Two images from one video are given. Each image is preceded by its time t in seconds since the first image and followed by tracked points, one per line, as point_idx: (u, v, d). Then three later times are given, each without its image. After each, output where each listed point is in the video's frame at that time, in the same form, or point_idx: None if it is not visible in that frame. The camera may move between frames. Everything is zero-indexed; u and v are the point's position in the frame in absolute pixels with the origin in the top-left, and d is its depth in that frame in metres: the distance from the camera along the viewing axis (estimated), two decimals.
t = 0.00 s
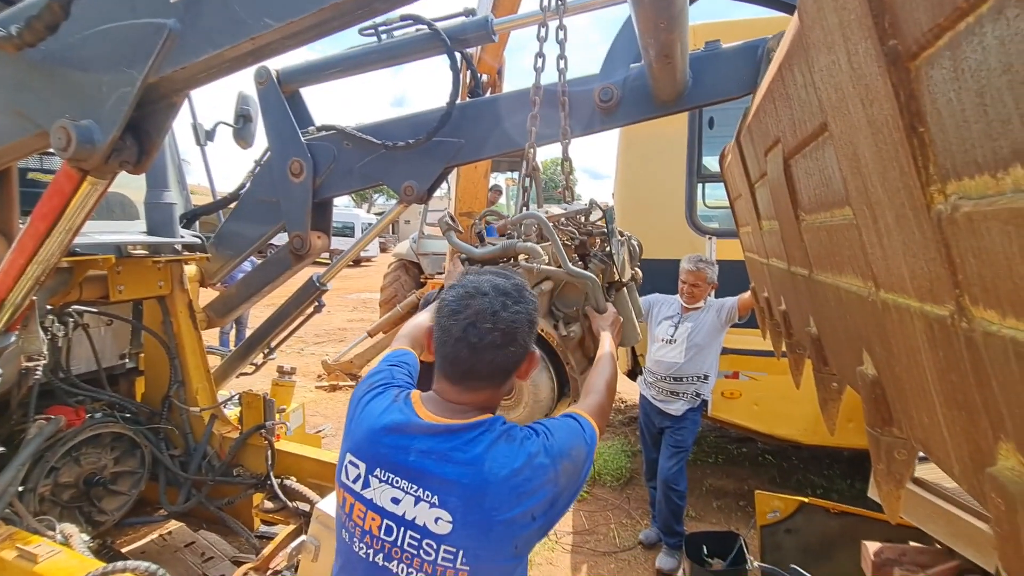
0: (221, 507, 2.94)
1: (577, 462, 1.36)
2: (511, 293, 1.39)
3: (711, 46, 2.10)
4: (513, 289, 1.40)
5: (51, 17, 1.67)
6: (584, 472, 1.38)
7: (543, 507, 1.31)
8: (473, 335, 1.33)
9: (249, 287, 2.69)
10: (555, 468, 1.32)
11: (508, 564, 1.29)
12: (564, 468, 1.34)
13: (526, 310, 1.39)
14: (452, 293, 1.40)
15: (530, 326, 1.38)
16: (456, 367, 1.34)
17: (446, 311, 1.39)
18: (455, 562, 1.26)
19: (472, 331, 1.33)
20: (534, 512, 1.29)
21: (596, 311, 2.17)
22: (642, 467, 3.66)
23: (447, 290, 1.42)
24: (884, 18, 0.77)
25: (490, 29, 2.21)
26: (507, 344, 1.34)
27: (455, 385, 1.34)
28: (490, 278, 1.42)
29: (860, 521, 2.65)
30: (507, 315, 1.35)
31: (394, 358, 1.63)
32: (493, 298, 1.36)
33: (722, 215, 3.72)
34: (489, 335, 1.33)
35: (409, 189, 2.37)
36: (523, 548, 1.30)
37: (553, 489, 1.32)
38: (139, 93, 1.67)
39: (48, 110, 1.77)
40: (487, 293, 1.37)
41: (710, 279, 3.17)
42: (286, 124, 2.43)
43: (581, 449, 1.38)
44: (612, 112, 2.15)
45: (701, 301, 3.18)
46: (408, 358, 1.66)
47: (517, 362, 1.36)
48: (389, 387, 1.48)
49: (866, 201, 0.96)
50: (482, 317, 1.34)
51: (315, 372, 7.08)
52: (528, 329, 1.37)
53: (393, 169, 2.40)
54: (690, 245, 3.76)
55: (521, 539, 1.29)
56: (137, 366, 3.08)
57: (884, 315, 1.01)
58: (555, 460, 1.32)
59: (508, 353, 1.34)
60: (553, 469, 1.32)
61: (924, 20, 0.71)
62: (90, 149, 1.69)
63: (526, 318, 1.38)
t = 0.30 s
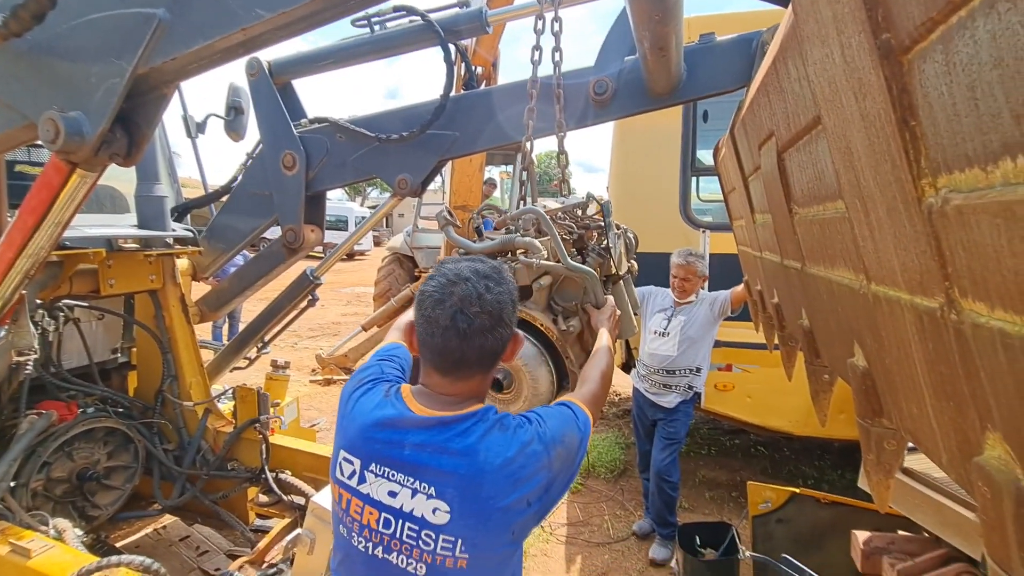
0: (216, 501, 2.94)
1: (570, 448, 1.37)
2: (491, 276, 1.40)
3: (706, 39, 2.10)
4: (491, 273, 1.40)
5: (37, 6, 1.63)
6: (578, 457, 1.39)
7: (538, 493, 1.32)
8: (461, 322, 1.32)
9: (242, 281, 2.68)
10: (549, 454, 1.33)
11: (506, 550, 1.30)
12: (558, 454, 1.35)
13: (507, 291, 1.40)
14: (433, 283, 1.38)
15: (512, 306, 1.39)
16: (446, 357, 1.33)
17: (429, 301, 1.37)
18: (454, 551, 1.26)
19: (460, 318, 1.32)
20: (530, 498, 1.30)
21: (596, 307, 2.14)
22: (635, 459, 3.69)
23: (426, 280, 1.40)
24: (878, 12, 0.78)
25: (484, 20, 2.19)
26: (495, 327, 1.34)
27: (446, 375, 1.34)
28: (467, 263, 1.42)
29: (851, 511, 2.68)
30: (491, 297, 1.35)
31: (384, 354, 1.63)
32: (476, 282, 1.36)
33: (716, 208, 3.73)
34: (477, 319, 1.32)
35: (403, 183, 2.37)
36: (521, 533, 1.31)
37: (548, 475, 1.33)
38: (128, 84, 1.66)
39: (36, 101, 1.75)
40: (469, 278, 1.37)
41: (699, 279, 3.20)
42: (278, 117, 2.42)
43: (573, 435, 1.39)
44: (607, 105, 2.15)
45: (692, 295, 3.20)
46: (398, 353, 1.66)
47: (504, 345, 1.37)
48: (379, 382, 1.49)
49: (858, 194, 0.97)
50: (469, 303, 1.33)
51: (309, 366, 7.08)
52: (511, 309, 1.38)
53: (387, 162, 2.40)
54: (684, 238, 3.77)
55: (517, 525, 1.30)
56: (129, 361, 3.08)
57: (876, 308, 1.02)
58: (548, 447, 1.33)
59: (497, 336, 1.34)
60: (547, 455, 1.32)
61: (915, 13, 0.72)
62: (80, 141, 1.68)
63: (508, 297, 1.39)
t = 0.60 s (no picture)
0: (213, 496, 2.95)
1: (558, 434, 1.38)
2: (467, 267, 1.40)
3: (702, 34, 2.11)
4: (469, 264, 1.41)
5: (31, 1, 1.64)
6: (567, 443, 1.40)
7: (528, 479, 1.33)
8: (439, 314, 1.33)
9: (237, 277, 2.68)
10: (536, 439, 1.34)
11: (498, 535, 1.31)
12: (546, 440, 1.36)
13: (484, 280, 1.40)
14: (410, 278, 1.39)
15: (491, 296, 1.39)
16: (427, 350, 1.33)
17: (407, 296, 1.37)
18: (447, 538, 1.27)
19: (437, 310, 1.33)
20: (520, 483, 1.31)
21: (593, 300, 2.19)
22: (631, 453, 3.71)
23: (404, 275, 1.41)
24: (872, 9, 0.78)
25: (480, 15, 2.18)
26: (474, 316, 1.34)
27: (429, 367, 1.34)
28: (442, 256, 1.42)
29: (844, 503, 2.70)
30: (467, 289, 1.36)
31: (374, 350, 1.64)
32: (451, 274, 1.36)
33: (712, 203, 3.74)
34: (455, 310, 1.33)
35: (399, 178, 2.36)
36: (512, 518, 1.32)
37: (537, 461, 1.34)
38: (121, 79, 1.66)
39: (30, 97, 1.75)
40: (444, 270, 1.37)
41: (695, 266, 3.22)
42: (272, 111, 2.41)
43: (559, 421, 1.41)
44: (603, 99, 2.15)
45: (685, 287, 3.24)
46: (387, 349, 1.67)
47: (486, 334, 1.37)
48: (368, 376, 1.49)
49: (851, 190, 0.98)
50: (445, 295, 1.34)
51: (306, 362, 7.08)
52: (489, 300, 1.38)
53: (383, 157, 2.39)
54: (680, 233, 3.78)
55: (508, 510, 1.31)
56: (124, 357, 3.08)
57: (869, 303, 1.03)
58: (535, 433, 1.34)
59: (475, 325, 1.34)
60: (535, 441, 1.34)
61: (909, 10, 0.72)
62: (73, 136, 1.68)
63: (486, 288, 1.39)
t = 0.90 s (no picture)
0: (212, 493, 2.95)
1: (542, 421, 1.38)
2: (442, 256, 1.41)
3: (700, 29, 2.11)
4: (444, 254, 1.42)
5: None
6: (553, 430, 1.40)
7: (515, 466, 1.33)
8: (418, 300, 1.33)
9: (235, 274, 2.68)
10: (521, 427, 1.34)
11: (488, 524, 1.32)
12: (530, 428, 1.36)
13: (460, 268, 1.41)
14: (387, 269, 1.39)
15: (468, 284, 1.40)
16: (408, 338, 1.33)
17: (386, 286, 1.38)
18: (438, 529, 1.28)
19: (416, 295, 1.33)
20: (507, 472, 1.31)
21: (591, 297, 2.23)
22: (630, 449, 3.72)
23: (380, 268, 1.41)
24: (870, 5, 0.79)
25: (477, 10, 2.18)
26: (452, 301, 1.34)
27: (411, 358, 1.35)
28: (418, 248, 1.43)
29: (841, 497, 2.71)
30: (444, 275, 1.36)
31: (361, 348, 1.65)
32: (428, 262, 1.37)
33: (710, 199, 3.74)
34: (432, 295, 1.33)
35: (397, 175, 2.36)
36: (500, 506, 1.32)
37: (523, 449, 1.34)
38: (116, 76, 1.65)
39: (26, 95, 1.75)
40: (420, 260, 1.38)
41: (688, 254, 3.23)
42: (269, 107, 2.41)
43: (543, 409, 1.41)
44: (600, 95, 2.15)
45: (677, 277, 3.24)
46: (374, 347, 1.67)
47: (466, 318, 1.37)
48: (353, 374, 1.50)
49: (849, 186, 0.99)
50: (423, 282, 1.34)
51: (305, 359, 7.09)
52: (466, 287, 1.39)
53: (380, 153, 2.39)
54: (678, 228, 3.78)
55: (497, 499, 1.31)
56: (122, 355, 3.08)
57: (867, 298, 1.03)
58: (520, 422, 1.34)
59: (454, 310, 1.34)
60: (519, 429, 1.34)
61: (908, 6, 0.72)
62: (69, 134, 1.67)
63: (462, 276, 1.40)
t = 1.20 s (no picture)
0: (213, 492, 2.96)
1: (520, 409, 1.37)
2: (411, 250, 1.43)
3: (699, 28, 2.11)
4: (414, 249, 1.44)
5: None
6: (532, 416, 1.38)
7: (493, 453, 1.32)
8: (387, 286, 1.34)
9: (234, 273, 2.68)
10: (496, 415, 1.33)
11: (468, 510, 1.32)
12: (507, 415, 1.35)
13: (428, 259, 1.43)
14: (359, 263, 1.42)
15: (437, 274, 1.42)
16: (379, 326, 1.35)
17: (356, 277, 1.40)
18: (418, 517, 1.28)
19: (383, 281, 1.35)
20: (485, 458, 1.31)
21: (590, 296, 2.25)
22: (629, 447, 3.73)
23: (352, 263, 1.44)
24: (867, 6, 0.79)
25: (477, 9, 2.18)
26: (419, 286, 1.36)
27: (384, 345, 1.36)
28: (388, 247, 1.47)
29: (839, 495, 2.72)
30: (410, 263, 1.39)
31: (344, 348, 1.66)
32: (396, 253, 1.40)
33: (710, 198, 3.75)
34: (398, 281, 1.35)
35: (397, 175, 2.36)
36: (479, 491, 1.32)
37: (500, 436, 1.33)
38: (116, 76, 1.66)
39: (26, 95, 1.75)
40: (388, 252, 1.41)
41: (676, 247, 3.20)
42: (268, 107, 2.41)
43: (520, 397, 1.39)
44: (600, 94, 2.16)
45: (668, 273, 3.23)
46: (354, 347, 1.68)
47: (433, 303, 1.37)
48: (332, 374, 1.51)
49: (847, 185, 0.99)
50: (391, 270, 1.36)
51: (305, 359, 7.09)
52: (434, 276, 1.40)
53: (379, 153, 2.39)
54: (677, 227, 3.79)
55: (476, 485, 1.31)
56: (122, 354, 3.09)
57: (864, 297, 1.04)
58: (495, 410, 1.34)
59: (421, 296, 1.35)
60: (495, 416, 1.33)
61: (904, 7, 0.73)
62: (69, 134, 1.68)
63: (431, 267, 1.42)
